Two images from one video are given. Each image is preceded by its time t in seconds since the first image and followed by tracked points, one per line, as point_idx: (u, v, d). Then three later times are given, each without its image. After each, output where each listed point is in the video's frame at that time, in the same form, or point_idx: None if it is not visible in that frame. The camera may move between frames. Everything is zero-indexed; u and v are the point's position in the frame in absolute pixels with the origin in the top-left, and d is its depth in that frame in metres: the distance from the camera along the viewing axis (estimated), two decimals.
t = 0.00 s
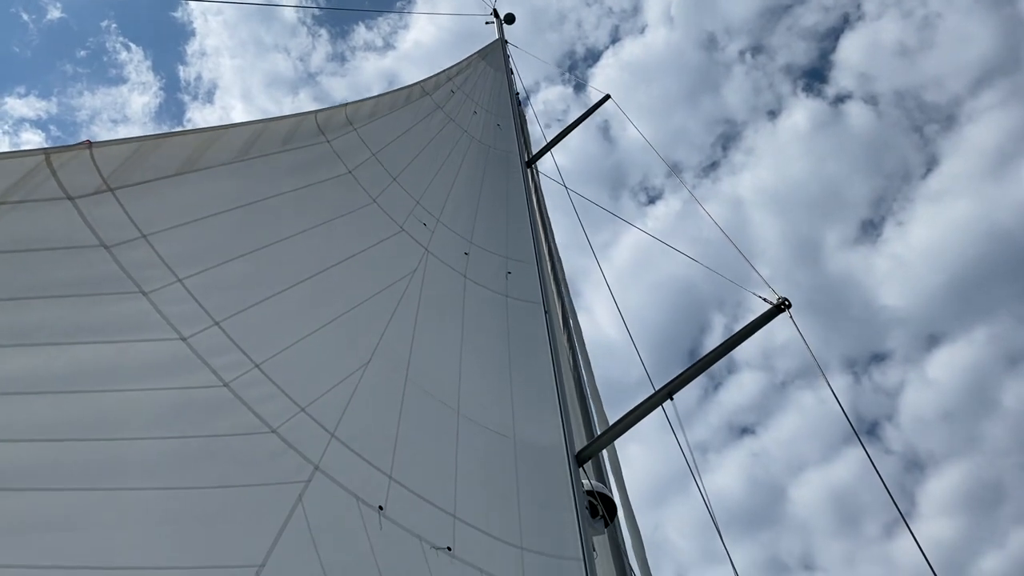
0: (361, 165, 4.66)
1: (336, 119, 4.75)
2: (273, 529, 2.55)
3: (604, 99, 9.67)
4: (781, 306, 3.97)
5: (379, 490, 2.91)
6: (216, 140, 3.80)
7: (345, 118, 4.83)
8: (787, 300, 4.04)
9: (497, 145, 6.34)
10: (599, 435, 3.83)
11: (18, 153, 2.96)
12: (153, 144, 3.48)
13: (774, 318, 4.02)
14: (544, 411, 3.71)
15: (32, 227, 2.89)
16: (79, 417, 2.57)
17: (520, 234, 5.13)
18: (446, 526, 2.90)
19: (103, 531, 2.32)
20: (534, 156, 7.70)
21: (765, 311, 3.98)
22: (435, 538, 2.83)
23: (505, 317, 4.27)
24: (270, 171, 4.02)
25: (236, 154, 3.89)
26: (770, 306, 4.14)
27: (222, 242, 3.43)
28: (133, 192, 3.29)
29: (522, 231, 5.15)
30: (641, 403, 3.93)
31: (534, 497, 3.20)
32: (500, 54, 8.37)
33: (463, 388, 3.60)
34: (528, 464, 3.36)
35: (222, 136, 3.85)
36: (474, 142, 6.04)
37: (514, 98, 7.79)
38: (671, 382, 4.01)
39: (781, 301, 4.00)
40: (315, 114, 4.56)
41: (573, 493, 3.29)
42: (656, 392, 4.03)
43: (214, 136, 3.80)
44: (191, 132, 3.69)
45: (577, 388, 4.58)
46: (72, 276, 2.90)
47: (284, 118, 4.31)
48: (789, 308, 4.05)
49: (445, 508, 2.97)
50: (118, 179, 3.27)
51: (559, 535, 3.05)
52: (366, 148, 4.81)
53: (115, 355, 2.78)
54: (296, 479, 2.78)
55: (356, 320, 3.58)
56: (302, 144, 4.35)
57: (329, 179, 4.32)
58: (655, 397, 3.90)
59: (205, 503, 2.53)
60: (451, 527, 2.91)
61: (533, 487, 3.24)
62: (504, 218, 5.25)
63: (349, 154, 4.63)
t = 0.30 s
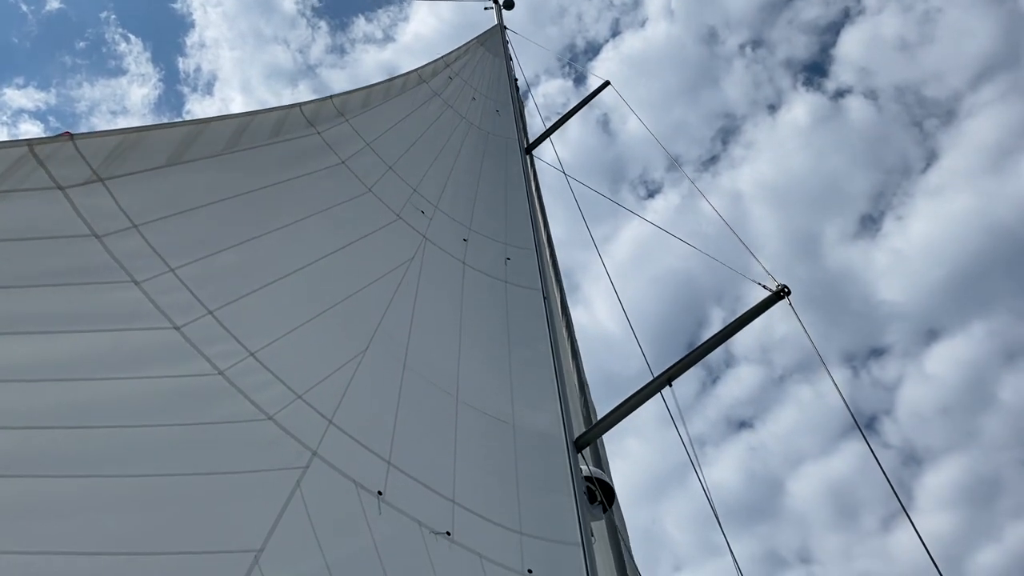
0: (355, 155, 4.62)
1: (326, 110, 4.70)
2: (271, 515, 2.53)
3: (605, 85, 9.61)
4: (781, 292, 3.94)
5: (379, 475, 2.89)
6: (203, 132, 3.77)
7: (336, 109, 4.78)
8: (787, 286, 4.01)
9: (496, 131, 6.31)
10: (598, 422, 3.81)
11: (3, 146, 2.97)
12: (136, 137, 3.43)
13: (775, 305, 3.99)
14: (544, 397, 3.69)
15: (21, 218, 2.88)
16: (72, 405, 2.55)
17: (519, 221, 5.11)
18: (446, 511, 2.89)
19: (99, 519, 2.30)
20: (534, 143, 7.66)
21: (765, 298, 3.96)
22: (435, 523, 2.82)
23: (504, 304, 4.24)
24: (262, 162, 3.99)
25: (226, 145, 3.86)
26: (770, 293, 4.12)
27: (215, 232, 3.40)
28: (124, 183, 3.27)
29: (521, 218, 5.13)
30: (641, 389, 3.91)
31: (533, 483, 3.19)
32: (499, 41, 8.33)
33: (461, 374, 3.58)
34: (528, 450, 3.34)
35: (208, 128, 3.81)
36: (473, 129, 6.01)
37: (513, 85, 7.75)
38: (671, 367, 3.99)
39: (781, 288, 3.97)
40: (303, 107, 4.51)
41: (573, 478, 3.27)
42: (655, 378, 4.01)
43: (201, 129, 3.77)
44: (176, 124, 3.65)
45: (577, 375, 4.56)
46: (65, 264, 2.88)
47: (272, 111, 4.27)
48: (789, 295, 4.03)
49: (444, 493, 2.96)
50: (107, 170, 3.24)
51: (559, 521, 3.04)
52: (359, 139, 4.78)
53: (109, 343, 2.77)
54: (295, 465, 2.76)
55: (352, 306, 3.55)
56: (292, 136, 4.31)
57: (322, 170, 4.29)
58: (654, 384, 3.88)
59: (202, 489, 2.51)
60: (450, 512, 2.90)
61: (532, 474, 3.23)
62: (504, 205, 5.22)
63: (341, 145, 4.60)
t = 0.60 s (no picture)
0: (355, 143, 4.62)
1: (326, 99, 4.70)
2: (270, 503, 2.54)
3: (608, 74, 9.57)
4: (780, 284, 3.94)
5: (377, 464, 2.90)
6: (202, 121, 3.76)
7: (335, 98, 4.78)
8: (786, 278, 4.01)
9: (496, 120, 6.31)
10: (596, 412, 3.82)
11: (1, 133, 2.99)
12: (133, 126, 3.44)
13: (774, 296, 4.00)
14: (543, 386, 3.70)
15: (20, 206, 2.88)
16: (71, 393, 2.55)
17: (519, 210, 5.11)
18: (444, 500, 2.89)
19: (99, 506, 2.31)
20: (536, 132, 7.65)
21: (764, 290, 3.96)
22: (433, 511, 2.83)
23: (504, 293, 4.25)
24: (262, 150, 3.99)
25: (225, 134, 3.86)
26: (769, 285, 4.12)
27: (216, 220, 3.40)
28: (123, 171, 3.27)
29: (521, 207, 5.13)
30: (639, 380, 3.91)
31: (531, 472, 3.19)
32: (499, 29, 8.33)
33: (460, 362, 3.59)
34: (527, 438, 3.35)
35: (207, 117, 3.81)
36: (473, 118, 6.01)
37: (513, 74, 7.75)
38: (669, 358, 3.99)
39: (780, 280, 3.97)
40: (302, 96, 4.51)
41: (571, 468, 3.28)
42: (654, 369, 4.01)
43: (200, 118, 3.76)
44: (174, 113, 3.65)
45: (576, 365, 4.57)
46: (63, 253, 2.87)
47: (271, 99, 4.27)
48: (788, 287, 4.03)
49: (443, 482, 2.96)
50: (106, 158, 3.24)
51: (557, 510, 3.05)
52: (359, 127, 4.77)
53: (109, 331, 2.77)
54: (294, 453, 2.76)
55: (352, 294, 3.56)
56: (291, 125, 4.31)
57: (322, 158, 4.29)
58: (653, 375, 3.89)
59: (201, 476, 2.52)
60: (449, 500, 2.90)
61: (531, 463, 3.24)
62: (503, 194, 5.22)
63: (341, 133, 4.60)
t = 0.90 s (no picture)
0: (356, 131, 4.63)
1: (329, 85, 4.71)
2: (268, 490, 2.55)
3: (607, 67, 9.56)
4: (777, 280, 3.96)
5: (374, 453, 2.91)
6: (204, 106, 3.77)
7: (338, 85, 4.79)
8: (783, 275, 4.02)
9: (496, 111, 6.32)
10: (592, 404, 3.83)
11: (4, 115, 3.00)
12: (136, 110, 3.45)
13: (770, 291, 4.01)
14: (540, 378, 3.72)
15: (22, 189, 2.89)
16: (73, 376, 2.56)
17: (518, 203, 5.12)
18: (440, 490, 2.92)
19: (99, 488, 2.33)
20: (535, 123, 7.65)
21: (761, 286, 3.97)
22: (428, 501, 2.85)
23: (502, 284, 4.26)
24: (263, 137, 3.99)
25: (227, 120, 3.87)
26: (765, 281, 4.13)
27: (217, 207, 3.41)
28: (124, 155, 3.28)
29: (520, 200, 5.15)
30: (635, 373, 3.93)
31: (526, 464, 3.21)
32: (501, 21, 8.33)
33: (458, 353, 3.61)
34: (523, 430, 3.37)
35: (210, 102, 3.81)
36: (474, 109, 6.02)
37: (513, 65, 7.76)
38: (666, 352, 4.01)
39: (777, 275, 3.98)
40: (305, 81, 4.52)
41: (566, 460, 3.30)
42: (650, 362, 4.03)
43: (202, 102, 3.77)
44: (177, 97, 3.66)
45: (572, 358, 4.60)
46: (63, 238, 2.87)
47: (274, 84, 4.27)
48: (785, 283, 4.03)
49: (439, 472, 2.99)
50: (108, 142, 3.25)
51: (553, 502, 3.07)
52: (361, 115, 4.78)
53: (109, 316, 2.78)
54: (291, 441, 2.78)
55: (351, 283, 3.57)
56: (294, 110, 4.32)
57: (323, 145, 4.30)
58: (648, 368, 3.91)
59: (200, 462, 2.53)
60: (445, 491, 2.93)
61: (526, 455, 3.26)
62: (502, 187, 5.23)
63: (343, 120, 4.60)
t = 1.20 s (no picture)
0: (360, 126, 4.62)
1: (333, 79, 4.71)
2: (266, 487, 2.55)
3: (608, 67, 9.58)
4: (775, 282, 3.95)
5: (372, 450, 2.91)
6: (209, 100, 3.77)
7: (343, 79, 4.79)
8: (780, 277, 4.01)
9: (497, 109, 6.32)
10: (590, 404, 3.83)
11: (7, 108, 3.01)
12: (141, 103, 3.44)
13: (768, 294, 4.01)
14: (539, 378, 3.72)
15: (23, 182, 2.88)
16: (74, 370, 2.56)
17: (518, 202, 5.13)
18: (437, 489, 2.92)
19: (100, 483, 2.33)
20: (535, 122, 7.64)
21: (759, 288, 3.97)
22: (425, 500, 2.86)
23: (502, 284, 4.27)
24: (267, 131, 3.98)
25: (232, 113, 3.86)
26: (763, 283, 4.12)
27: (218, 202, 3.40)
28: (127, 149, 3.28)
29: (520, 200, 5.15)
30: (632, 373, 3.94)
31: (523, 464, 3.22)
32: (503, 19, 8.34)
33: (458, 352, 3.61)
34: (520, 430, 3.38)
35: (214, 96, 3.81)
36: (475, 107, 6.02)
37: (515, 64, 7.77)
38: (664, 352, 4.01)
39: (775, 277, 3.98)
40: (311, 75, 4.51)
41: (563, 459, 3.30)
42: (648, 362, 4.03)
43: (207, 96, 3.76)
44: (182, 90, 3.65)
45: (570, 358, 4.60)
46: (64, 232, 2.86)
47: (279, 78, 4.27)
48: (782, 285, 4.03)
49: (436, 470, 2.99)
50: (112, 135, 3.25)
51: (549, 501, 3.08)
52: (365, 110, 4.77)
53: (111, 310, 2.77)
54: (290, 437, 2.78)
55: (353, 280, 3.57)
56: (298, 105, 4.31)
57: (326, 140, 4.29)
58: (646, 369, 3.91)
59: (199, 457, 2.53)
60: (441, 490, 2.93)
61: (523, 455, 3.26)
62: (503, 186, 5.23)
63: (347, 115, 4.60)
